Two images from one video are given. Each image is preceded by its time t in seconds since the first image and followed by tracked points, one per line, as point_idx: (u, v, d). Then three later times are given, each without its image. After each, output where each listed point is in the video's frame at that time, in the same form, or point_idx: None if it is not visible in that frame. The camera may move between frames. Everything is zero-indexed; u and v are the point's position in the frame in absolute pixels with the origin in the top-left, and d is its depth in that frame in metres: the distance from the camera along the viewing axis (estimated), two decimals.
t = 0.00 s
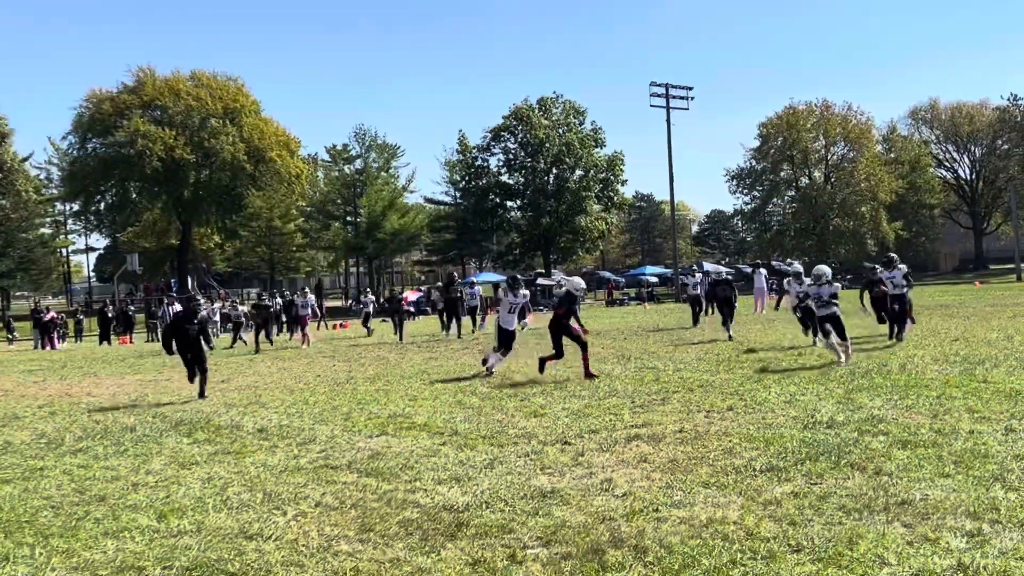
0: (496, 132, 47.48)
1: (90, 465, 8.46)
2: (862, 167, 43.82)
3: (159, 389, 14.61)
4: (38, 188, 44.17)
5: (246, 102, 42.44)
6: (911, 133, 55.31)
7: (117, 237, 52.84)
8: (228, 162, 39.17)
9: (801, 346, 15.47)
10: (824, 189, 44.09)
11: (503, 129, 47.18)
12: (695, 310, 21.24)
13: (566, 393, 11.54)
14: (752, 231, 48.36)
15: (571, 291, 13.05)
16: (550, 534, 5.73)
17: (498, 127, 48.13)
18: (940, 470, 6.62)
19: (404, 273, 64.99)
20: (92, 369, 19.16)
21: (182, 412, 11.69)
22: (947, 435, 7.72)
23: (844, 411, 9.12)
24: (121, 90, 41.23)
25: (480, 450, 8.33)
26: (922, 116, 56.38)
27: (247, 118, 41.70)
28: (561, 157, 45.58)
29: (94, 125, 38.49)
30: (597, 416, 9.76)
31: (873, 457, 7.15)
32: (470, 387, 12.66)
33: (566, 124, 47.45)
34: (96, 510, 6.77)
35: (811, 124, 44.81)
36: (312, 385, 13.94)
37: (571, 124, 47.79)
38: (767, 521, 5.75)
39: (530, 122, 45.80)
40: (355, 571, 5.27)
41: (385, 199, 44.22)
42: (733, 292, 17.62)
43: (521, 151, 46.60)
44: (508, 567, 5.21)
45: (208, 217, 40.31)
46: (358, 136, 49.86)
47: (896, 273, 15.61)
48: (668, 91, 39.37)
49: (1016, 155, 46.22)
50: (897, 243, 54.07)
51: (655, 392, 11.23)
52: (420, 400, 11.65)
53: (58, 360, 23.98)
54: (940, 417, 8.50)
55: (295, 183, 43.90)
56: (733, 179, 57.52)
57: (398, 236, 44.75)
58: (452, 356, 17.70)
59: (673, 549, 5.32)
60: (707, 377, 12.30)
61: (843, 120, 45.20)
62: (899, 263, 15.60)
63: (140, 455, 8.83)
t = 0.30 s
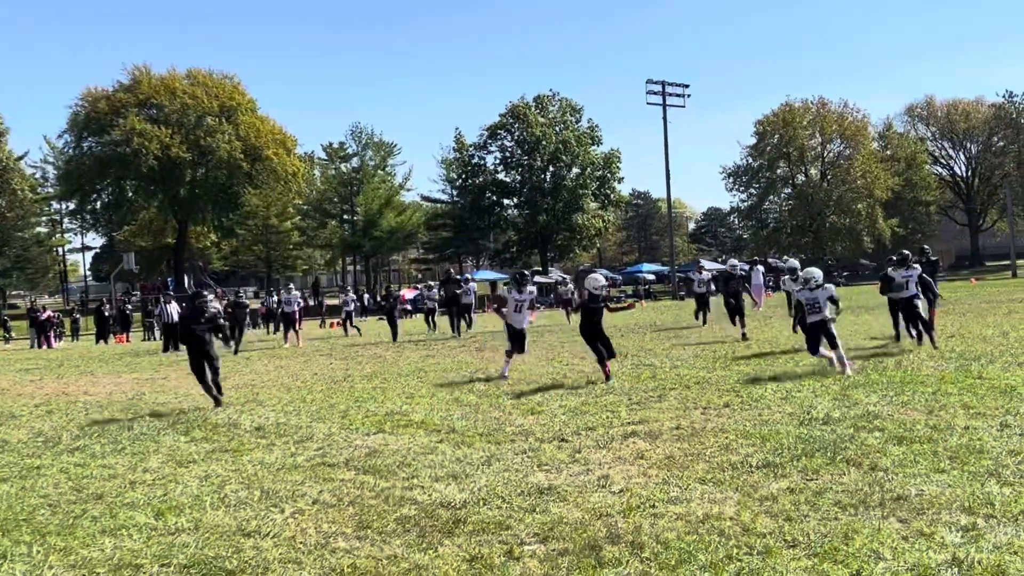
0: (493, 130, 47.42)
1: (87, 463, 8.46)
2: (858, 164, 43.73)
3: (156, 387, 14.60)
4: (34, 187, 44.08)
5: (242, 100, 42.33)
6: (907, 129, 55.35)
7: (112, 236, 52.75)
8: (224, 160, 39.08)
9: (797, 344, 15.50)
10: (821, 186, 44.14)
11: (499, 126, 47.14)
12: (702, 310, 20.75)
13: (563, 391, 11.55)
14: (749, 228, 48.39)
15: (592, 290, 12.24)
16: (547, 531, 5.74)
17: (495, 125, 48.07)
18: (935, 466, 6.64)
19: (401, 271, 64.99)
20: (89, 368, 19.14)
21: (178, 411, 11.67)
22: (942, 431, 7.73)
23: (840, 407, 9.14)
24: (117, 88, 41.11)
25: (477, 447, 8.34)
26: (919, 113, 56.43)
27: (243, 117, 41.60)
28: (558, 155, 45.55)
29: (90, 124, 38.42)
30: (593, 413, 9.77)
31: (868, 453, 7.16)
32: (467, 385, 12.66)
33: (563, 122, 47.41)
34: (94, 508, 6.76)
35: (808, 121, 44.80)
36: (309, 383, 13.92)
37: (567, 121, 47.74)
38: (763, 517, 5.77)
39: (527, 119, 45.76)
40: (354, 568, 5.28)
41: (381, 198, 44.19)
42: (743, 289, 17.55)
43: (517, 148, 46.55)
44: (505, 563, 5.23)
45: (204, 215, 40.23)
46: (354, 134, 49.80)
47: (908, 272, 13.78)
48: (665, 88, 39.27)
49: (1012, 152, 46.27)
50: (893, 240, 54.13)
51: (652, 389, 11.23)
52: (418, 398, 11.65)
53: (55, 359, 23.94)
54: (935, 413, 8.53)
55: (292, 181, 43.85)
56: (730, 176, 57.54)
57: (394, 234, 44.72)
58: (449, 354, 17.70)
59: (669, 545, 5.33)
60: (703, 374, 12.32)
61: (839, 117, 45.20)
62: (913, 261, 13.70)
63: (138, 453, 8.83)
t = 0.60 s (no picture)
0: (489, 124, 47.37)
1: (83, 455, 8.48)
2: (855, 158, 43.44)
3: (152, 381, 14.63)
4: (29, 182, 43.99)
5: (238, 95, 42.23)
6: (904, 123, 55.35)
7: (108, 231, 52.66)
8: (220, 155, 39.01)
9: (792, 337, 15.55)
10: (817, 180, 44.09)
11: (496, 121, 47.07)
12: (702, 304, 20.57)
13: (557, 383, 11.60)
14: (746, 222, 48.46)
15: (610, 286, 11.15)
16: (537, 520, 5.77)
17: (491, 119, 48.00)
18: (922, 455, 6.67)
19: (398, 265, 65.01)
20: (87, 363, 19.18)
21: (174, 404, 11.70)
22: (930, 422, 7.76)
23: (830, 398, 9.18)
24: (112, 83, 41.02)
25: (470, 438, 8.38)
26: (915, 107, 56.42)
27: (239, 111, 41.51)
28: (554, 149, 45.52)
29: (86, 119, 38.36)
30: (587, 405, 9.82)
31: (856, 443, 7.20)
32: (462, 378, 12.69)
33: (560, 116, 47.38)
34: (91, 499, 6.80)
35: (804, 114, 44.80)
36: (305, 377, 13.94)
37: (564, 116, 47.70)
38: (750, 505, 5.80)
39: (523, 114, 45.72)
40: (348, 556, 5.31)
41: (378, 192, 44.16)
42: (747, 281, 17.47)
43: (514, 143, 46.49)
44: (495, 551, 5.25)
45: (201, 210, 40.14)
46: (351, 128, 49.72)
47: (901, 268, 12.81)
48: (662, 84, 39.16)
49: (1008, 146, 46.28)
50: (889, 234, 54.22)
51: (645, 382, 11.27)
52: (413, 391, 11.69)
53: (53, 353, 23.95)
54: (925, 404, 8.56)
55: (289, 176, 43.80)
56: (727, 170, 57.52)
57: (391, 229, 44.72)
58: (445, 347, 17.74)
59: (656, 532, 5.37)
60: (697, 366, 12.37)
61: (835, 110, 45.11)
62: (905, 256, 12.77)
63: (134, 446, 8.86)
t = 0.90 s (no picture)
0: (490, 117, 47.34)
1: (85, 444, 8.56)
2: (855, 150, 43.54)
3: (155, 374, 14.68)
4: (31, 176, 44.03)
5: (239, 89, 42.24)
6: (904, 115, 55.30)
7: (111, 226, 52.75)
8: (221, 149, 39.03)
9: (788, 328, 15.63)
10: (818, 172, 44.08)
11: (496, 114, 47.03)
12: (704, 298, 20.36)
13: (554, 374, 11.67)
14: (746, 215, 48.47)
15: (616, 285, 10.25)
16: (526, 502, 5.85)
17: (492, 113, 47.97)
18: (903, 441, 6.73)
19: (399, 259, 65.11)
20: (90, 356, 19.25)
21: (176, 395, 11.80)
22: (915, 409, 7.82)
23: (819, 387, 9.25)
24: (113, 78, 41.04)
25: (465, 427, 8.45)
26: (916, 99, 56.35)
27: (241, 105, 41.53)
28: (555, 142, 45.52)
29: (87, 113, 38.40)
30: (581, 395, 9.89)
31: (840, 430, 7.26)
32: (460, 368, 12.77)
33: (560, 109, 47.36)
34: (93, 485, 6.88)
35: (804, 107, 44.95)
36: (306, 369, 14.02)
37: (564, 109, 47.68)
38: (733, 489, 5.87)
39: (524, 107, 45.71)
40: (341, 538, 5.39)
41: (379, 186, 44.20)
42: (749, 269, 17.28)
43: (514, 136, 46.47)
44: (484, 532, 5.34)
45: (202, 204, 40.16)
46: (352, 122, 49.72)
47: (870, 274, 11.50)
48: (663, 76, 38.81)
49: (1008, 137, 46.22)
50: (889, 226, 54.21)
51: (639, 372, 11.33)
52: (411, 381, 11.77)
53: (56, 347, 24.06)
54: (911, 392, 8.62)
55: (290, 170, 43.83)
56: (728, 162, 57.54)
57: (392, 223, 44.77)
58: (445, 340, 17.82)
59: (641, 513, 5.45)
60: (691, 357, 12.45)
61: (835, 103, 45.12)
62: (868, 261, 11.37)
63: (136, 435, 8.92)
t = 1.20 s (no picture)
0: (503, 111, 47.35)
1: (102, 436, 8.69)
2: (869, 142, 43.47)
3: (171, 368, 14.83)
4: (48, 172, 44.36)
5: (253, 84, 42.46)
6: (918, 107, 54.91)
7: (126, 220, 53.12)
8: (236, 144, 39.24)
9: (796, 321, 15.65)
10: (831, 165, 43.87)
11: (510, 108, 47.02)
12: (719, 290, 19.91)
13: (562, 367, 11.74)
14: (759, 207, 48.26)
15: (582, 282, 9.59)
16: (527, 491, 5.92)
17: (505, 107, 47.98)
18: (898, 432, 6.76)
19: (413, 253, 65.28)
20: (107, 350, 19.44)
21: (191, 388, 11.96)
22: (913, 400, 7.84)
23: (820, 379, 9.28)
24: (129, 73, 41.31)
25: (472, 419, 8.52)
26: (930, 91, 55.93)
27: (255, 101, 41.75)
28: (567, 136, 45.50)
29: (103, 109, 38.69)
30: (587, 388, 9.95)
31: (837, 421, 7.29)
32: (468, 362, 12.84)
33: (573, 103, 47.32)
34: (111, 475, 7.01)
35: (817, 100, 44.66)
36: (318, 362, 14.14)
37: (577, 102, 47.64)
38: (728, 478, 5.95)
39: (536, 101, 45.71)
40: (348, 525, 5.49)
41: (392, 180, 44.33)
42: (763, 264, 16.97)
43: (527, 130, 46.44)
44: (485, 520, 5.43)
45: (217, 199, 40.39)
46: (365, 117, 49.86)
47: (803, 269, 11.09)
48: (674, 69, 41.93)
49: None
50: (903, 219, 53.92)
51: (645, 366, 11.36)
52: (421, 374, 11.86)
53: (74, 341, 24.32)
54: (911, 384, 8.64)
55: (303, 165, 44.02)
56: (740, 156, 57.35)
57: (405, 217, 44.93)
58: (456, 334, 17.91)
59: (637, 502, 5.53)
60: (697, 350, 12.49)
61: (849, 95, 44.96)
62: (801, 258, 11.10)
63: (151, 427, 9.05)
